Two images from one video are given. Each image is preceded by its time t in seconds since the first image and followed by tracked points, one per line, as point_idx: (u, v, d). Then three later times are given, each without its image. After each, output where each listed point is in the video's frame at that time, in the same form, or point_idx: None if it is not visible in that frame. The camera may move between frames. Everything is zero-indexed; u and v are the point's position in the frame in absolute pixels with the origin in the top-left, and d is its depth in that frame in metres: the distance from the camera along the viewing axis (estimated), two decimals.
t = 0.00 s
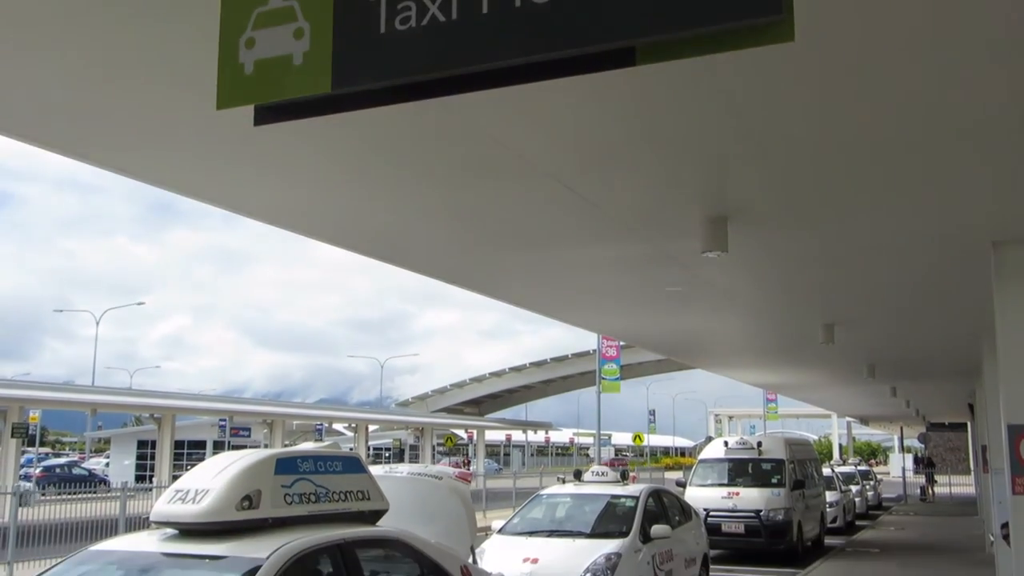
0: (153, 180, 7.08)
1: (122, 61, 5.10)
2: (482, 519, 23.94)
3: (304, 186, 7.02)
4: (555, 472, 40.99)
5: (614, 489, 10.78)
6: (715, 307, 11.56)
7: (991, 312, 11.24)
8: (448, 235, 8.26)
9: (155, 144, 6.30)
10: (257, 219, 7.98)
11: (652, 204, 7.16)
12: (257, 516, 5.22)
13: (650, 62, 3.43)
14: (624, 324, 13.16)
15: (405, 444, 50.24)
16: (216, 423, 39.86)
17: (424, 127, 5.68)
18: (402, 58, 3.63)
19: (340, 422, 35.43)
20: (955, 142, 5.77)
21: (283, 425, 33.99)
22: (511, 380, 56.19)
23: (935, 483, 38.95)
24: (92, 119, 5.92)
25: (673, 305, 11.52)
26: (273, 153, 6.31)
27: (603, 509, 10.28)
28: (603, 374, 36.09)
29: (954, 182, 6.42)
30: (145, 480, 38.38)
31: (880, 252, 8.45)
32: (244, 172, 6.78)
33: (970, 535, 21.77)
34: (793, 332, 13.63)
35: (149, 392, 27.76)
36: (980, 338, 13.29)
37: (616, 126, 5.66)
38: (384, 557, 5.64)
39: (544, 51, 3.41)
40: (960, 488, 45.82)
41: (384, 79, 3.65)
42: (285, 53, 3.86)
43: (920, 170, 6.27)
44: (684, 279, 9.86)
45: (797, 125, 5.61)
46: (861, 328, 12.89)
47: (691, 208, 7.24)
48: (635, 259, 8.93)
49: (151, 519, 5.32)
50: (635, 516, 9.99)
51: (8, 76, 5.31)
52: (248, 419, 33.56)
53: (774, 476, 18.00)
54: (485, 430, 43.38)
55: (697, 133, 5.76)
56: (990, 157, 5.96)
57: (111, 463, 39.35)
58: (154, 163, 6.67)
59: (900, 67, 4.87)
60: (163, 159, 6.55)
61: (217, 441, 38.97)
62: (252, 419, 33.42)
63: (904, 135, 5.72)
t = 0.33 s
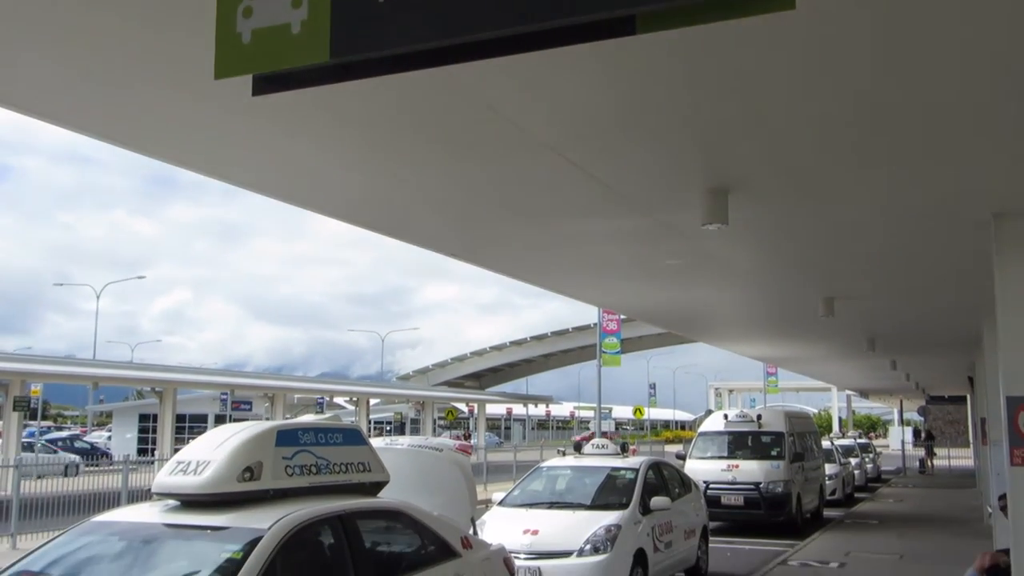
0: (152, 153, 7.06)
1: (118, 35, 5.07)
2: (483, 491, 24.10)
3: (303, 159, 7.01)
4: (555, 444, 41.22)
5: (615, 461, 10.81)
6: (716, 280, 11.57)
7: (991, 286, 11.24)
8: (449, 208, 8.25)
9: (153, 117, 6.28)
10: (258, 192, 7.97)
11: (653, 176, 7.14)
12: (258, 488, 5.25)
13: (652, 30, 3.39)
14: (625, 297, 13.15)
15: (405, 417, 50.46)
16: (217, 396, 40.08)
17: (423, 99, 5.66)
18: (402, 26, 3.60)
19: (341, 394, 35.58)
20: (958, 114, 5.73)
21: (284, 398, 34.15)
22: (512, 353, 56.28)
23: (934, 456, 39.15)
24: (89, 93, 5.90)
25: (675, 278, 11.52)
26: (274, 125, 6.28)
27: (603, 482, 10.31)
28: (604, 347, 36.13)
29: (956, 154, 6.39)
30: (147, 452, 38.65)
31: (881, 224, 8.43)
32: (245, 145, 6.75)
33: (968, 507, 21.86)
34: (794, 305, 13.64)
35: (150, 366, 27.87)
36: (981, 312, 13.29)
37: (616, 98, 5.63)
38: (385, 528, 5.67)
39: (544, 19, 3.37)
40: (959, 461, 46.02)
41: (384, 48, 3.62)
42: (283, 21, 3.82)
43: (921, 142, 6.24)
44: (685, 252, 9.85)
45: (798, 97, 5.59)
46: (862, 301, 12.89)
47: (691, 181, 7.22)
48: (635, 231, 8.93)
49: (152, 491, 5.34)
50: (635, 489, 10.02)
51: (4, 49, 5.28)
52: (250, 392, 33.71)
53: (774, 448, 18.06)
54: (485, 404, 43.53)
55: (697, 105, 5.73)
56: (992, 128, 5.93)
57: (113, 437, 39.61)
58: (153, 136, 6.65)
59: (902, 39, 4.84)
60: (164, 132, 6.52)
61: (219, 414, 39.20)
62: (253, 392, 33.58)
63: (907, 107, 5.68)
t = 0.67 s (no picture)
0: (150, 126, 7.02)
1: (114, 11, 5.01)
2: (480, 466, 24.24)
3: (302, 133, 6.97)
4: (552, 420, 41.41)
5: (612, 437, 10.85)
6: (715, 257, 11.55)
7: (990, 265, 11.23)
8: (448, 184, 8.22)
9: (151, 91, 6.24)
10: (257, 164, 7.94)
11: (652, 152, 7.12)
12: (255, 459, 5.26)
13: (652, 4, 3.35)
14: (623, 273, 13.14)
15: (404, 393, 50.62)
16: (216, 370, 40.23)
17: (421, 70, 5.62)
18: None
19: (339, 368, 35.72)
20: (959, 91, 5.70)
21: (283, 373, 34.30)
22: (510, 330, 56.39)
23: (930, 436, 39.40)
24: (86, 67, 5.85)
25: (674, 255, 11.51)
26: (274, 98, 6.25)
27: (600, 457, 10.36)
28: (602, 324, 36.19)
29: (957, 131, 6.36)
30: (146, 426, 38.92)
31: (882, 201, 8.40)
32: (244, 119, 6.72)
33: (963, 485, 21.97)
34: (792, 282, 13.64)
35: (148, 339, 27.96)
36: (979, 292, 13.28)
37: (615, 71, 5.59)
38: (383, 501, 5.70)
39: None
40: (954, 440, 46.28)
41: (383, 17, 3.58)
42: None
43: (922, 119, 6.20)
44: (685, 228, 9.84)
45: (799, 73, 5.55)
46: (860, 279, 12.89)
47: (691, 156, 7.19)
48: (636, 207, 8.90)
49: (150, 463, 5.35)
50: (632, 464, 10.07)
51: None
52: (248, 366, 33.82)
53: (771, 425, 18.12)
54: (483, 381, 43.65)
55: (698, 80, 5.70)
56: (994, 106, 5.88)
57: (112, 410, 39.89)
58: (150, 110, 6.61)
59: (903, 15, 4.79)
60: (163, 105, 6.48)
61: (218, 389, 39.34)
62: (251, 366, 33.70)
63: (909, 84, 5.64)
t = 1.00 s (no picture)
0: (144, 102, 6.98)
1: None
2: (478, 441, 24.34)
3: (298, 108, 6.93)
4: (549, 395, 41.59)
5: (608, 410, 10.88)
6: (712, 230, 11.55)
7: (986, 237, 11.24)
8: (445, 158, 8.20)
9: (145, 67, 6.20)
10: (253, 139, 7.91)
11: (649, 124, 7.10)
12: (252, 432, 5.28)
13: None
14: (620, 247, 13.14)
15: (401, 369, 50.82)
16: (213, 346, 40.31)
17: (416, 42, 5.59)
18: None
19: (337, 343, 35.79)
20: (956, 62, 5.68)
21: (280, 348, 34.38)
22: (507, 305, 56.45)
23: (925, 409, 39.64)
24: (79, 43, 5.81)
25: (671, 228, 11.51)
26: (269, 73, 6.21)
27: (596, 429, 10.39)
28: (599, 298, 36.22)
29: (954, 102, 6.34)
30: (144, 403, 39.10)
31: (878, 173, 8.39)
32: (239, 94, 6.69)
33: (958, 457, 22.08)
34: (788, 255, 13.65)
35: (145, 315, 28.01)
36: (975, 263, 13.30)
37: (611, 43, 5.57)
38: (381, 474, 5.73)
39: None
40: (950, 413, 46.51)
41: None
42: None
43: (920, 90, 6.18)
44: (682, 201, 9.83)
45: (796, 44, 5.52)
46: (857, 251, 12.90)
47: (689, 128, 7.17)
48: (633, 180, 8.88)
49: (148, 436, 5.36)
50: (629, 438, 10.10)
51: None
52: (245, 342, 33.88)
53: (767, 398, 18.18)
54: (480, 355, 43.85)
55: (694, 51, 5.67)
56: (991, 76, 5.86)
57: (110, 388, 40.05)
58: (145, 85, 6.57)
59: None
60: (157, 80, 6.45)
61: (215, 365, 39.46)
62: (248, 342, 33.80)
63: (906, 55, 5.62)
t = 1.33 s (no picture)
0: (142, 74, 6.94)
1: None
2: (477, 415, 24.46)
3: (296, 80, 6.90)
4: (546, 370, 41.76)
5: (606, 383, 10.91)
6: (711, 203, 11.55)
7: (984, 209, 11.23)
8: (444, 131, 8.18)
9: (142, 38, 6.16)
10: (250, 112, 7.88)
11: (647, 96, 7.08)
12: (251, 405, 5.30)
13: None
14: (618, 220, 13.12)
15: (400, 346, 50.94)
16: (212, 322, 40.40)
17: (414, 13, 5.55)
18: None
19: (334, 319, 35.85)
20: (956, 34, 5.64)
21: (278, 323, 34.45)
22: (505, 282, 56.51)
23: (921, 382, 39.80)
24: (76, 15, 5.76)
25: (669, 201, 11.50)
26: (266, 45, 6.17)
27: (594, 403, 10.43)
28: (598, 273, 36.21)
29: (954, 74, 6.31)
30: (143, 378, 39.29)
31: (877, 145, 8.38)
32: (235, 67, 6.65)
33: (954, 430, 22.18)
34: (787, 229, 13.65)
35: (144, 290, 28.03)
36: (973, 236, 13.31)
37: (610, 13, 5.53)
38: (380, 446, 5.76)
39: None
40: (946, 387, 46.68)
41: None
42: None
43: (919, 62, 6.15)
44: (681, 174, 9.82)
45: (795, 15, 5.49)
46: (855, 225, 12.90)
47: (688, 101, 7.15)
48: (632, 152, 8.87)
49: (147, 409, 5.39)
50: (627, 411, 10.14)
51: None
52: (242, 317, 33.97)
53: (764, 372, 18.24)
54: (478, 330, 44.00)
55: (693, 22, 5.64)
56: (990, 48, 5.83)
57: (109, 363, 40.25)
58: (142, 57, 6.53)
59: None
60: (153, 53, 6.42)
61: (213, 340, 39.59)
62: (246, 317, 33.88)
63: (905, 26, 5.59)
